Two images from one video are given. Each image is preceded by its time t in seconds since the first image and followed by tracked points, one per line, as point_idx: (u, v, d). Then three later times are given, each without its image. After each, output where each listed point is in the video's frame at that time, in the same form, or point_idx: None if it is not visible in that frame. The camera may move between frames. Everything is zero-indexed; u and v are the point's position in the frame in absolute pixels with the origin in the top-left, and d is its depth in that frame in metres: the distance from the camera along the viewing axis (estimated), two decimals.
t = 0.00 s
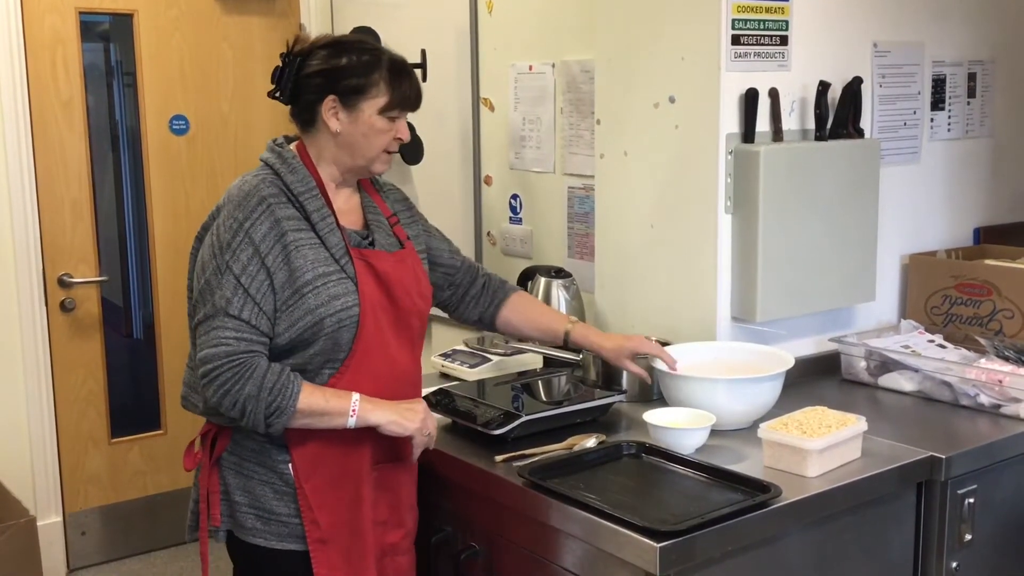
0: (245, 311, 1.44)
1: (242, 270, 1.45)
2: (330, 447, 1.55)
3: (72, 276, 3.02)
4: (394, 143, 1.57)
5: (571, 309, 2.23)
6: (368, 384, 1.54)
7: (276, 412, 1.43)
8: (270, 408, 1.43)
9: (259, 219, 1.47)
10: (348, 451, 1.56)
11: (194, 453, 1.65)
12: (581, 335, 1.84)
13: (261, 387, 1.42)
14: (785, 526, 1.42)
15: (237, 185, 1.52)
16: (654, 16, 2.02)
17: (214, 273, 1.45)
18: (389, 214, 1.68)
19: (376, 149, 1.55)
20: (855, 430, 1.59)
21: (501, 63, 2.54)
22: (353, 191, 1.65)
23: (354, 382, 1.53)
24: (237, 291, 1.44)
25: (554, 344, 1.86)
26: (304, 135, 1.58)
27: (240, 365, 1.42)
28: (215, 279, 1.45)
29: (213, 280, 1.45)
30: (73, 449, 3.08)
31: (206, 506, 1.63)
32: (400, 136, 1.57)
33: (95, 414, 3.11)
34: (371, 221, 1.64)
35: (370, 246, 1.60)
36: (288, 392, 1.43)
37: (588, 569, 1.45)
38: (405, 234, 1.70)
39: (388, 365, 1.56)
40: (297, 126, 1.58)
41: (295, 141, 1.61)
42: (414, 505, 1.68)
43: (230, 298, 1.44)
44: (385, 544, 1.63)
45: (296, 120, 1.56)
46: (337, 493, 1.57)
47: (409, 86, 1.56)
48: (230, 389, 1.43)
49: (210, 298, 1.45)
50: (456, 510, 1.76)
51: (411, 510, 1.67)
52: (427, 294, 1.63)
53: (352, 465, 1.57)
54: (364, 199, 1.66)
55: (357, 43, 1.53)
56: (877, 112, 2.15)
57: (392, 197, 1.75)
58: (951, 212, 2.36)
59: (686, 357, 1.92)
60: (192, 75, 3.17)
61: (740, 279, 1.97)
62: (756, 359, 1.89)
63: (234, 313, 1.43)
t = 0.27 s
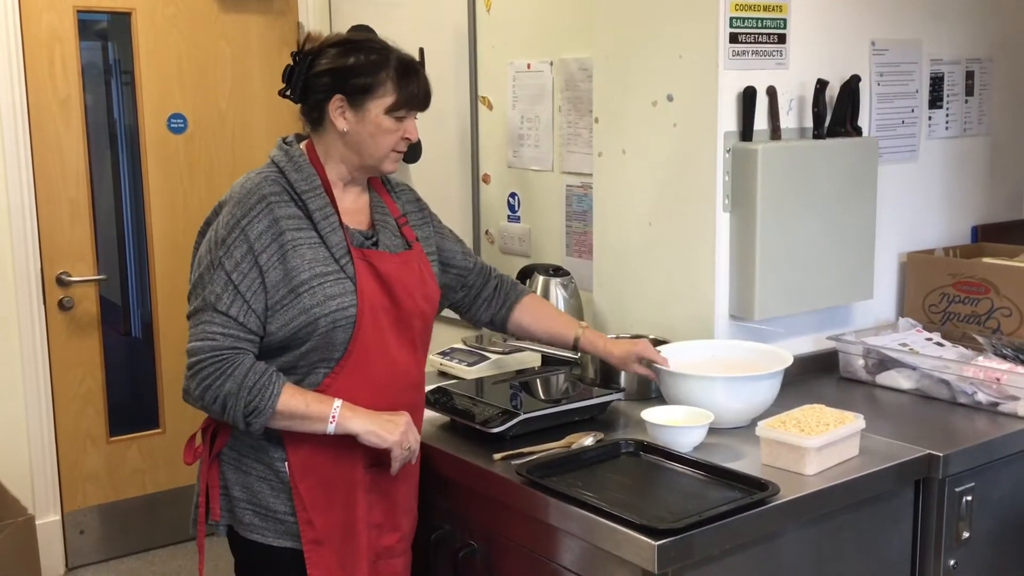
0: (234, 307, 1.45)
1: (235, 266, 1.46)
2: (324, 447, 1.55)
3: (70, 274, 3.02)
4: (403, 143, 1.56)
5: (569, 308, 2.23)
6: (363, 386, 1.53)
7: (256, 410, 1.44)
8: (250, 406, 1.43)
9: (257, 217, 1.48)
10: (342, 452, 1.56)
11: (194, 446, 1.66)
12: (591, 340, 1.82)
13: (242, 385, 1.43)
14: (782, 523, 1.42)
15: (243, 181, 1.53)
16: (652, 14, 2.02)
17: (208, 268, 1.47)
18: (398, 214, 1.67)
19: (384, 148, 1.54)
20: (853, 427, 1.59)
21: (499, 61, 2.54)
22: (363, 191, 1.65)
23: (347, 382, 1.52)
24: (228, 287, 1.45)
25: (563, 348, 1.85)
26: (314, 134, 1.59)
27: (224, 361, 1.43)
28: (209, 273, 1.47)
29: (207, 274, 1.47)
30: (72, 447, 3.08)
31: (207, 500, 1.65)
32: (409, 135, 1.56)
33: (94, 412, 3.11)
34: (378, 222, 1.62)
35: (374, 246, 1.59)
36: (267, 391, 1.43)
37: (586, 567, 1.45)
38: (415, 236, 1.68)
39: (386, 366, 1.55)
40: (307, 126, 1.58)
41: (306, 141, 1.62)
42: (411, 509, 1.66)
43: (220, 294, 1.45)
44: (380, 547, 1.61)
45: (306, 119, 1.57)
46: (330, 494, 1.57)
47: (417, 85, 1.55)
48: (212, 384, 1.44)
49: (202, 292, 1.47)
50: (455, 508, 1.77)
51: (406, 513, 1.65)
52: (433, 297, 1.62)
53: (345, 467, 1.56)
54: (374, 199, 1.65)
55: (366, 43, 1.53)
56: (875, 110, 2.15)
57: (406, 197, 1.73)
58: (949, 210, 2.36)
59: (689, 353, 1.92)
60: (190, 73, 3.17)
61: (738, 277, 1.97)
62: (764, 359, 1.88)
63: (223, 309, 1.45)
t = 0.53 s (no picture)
0: (236, 307, 1.45)
1: (236, 266, 1.45)
2: (325, 445, 1.55)
3: (67, 272, 3.02)
4: (400, 140, 1.56)
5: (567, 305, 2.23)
6: (365, 385, 1.53)
7: (260, 409, 1.43)
8: (254, 405, 1.43)
9: (257, 216, 1.47)
10: (344, 450, 1.55)
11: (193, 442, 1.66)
12: (592, 325, 1.80)
13: (246, 385, 1.43)
14: (780, 521, 1.42)
15: (241, 181, 1.53)
16: (649, 11, 2.02)
17: (209, 268, 1.46)
18: (397, 211, 1.66)
19: (380, 145, 1.54)
20: (850, 425, 1.59)
21: (496, 58, 2.54)
22: (362, 188, 1.64)
23: (349, 380, 1.52)
24: (230, 287, 1.45)
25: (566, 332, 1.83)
26: (311, 132, 1.58)
27: (227, 361, 1.43)
28: (210, 273, 1.46)
29: (208, 275, 1.46)
30: (68, 445, 3.08)
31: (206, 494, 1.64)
32: (405, 132, 1.56)
33: (90, 410, 3.10)
34: (377, 219, 1.62)
35: (373, 244, 1.58)
36: (271, 390, 1.43)
37: (583, 564, 1.45)
38: (415, 232, 1.68)
39: (388, 363, 1.54)
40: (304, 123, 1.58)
41: (304, 138, 1.62)
42: (413, 504, 1.66)
43: (221, 294, 1.44)
44: (384, 544, 1.61)
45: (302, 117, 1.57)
46: (332, 492, 1.56)
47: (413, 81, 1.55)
48: (216, 383, 1.44)
49: (203, 293, 1.46)
50: (453, 506, 1.76)
51: (409, 509, 1.65)
52: (433, 294, 1.61)
53: (346, 465, 1.56)
54: (373, 196, 1.65)
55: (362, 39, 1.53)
56: (873, 107, 2.15)
57: (404, 193, 1.72)
58: (946, 207, 2.36)
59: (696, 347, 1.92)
60: (187, 70, 3.16)
61: (735, 275, 1.97)
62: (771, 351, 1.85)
63: (224, 309, 1.44)
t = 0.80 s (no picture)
0: (226, 307, 1.44)
1: (225, 266, 1.45)
2: (319, 443, 1.54)
3: (63, 269, 3.01)
4: (387, 135, 1.55)
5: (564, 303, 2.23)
6: (357, 382, 1.53)
7: (251, 409, 1.43)
8: (245, 405, 1.43)
9: (245, 216, 1.47)
10: (338, 447, 1.55)
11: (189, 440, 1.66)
12: (590, 318, 1.78)
13: (237, 385, 1.42)
14: (777, 518, 1.43)
15: (229, 180, 1.52)
16: (646, 8, 2.02)
17: (199, 268, 1.46)
18: (388, 206, 1.66)
19: (366, 141, 1.53)
20: (846, 421, 1.59)
21: (493, 55, 2.54)
22: (353, 184, 1.64)
23: (341, 378, 1.52)
24: (219, 287, 1.44)
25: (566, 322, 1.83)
26: (300, 129, 1.58)
27: (218, 361, 1.43)
28: (199, 273, 1.46)
29: (197, 275, 1.46)
30: (64, 442, 3.08)
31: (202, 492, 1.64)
32: (392, 127, 1.55)
33: (86, 407, 3.10)
34: (368, 215, 1.61)
35: (364, 240, 1.58)
36: (263, 390, 1.43)
37: (580, 562, 1.45)
38: (406, 227, 1.68)
39: (380, 360, 1.54)
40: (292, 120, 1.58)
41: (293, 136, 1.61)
42: (410, 501, 1.66)
43: (211, 294, 1.44)
44: (381, 539, 1.61)
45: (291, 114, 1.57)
46: (327, 489, 1.56)
47: (400, 77, 1.54)
48: (207, 384, 1.44)
49: (193, 293, 1.46)
50: (449, 503, 1.76)
51: (406, 505, 1.65)
52: (425, 290, 1.61)
53: (340, 462, 1.55)
54: (364, 192, 1.64)
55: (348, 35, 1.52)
56: (870, 104, 2.15)
57: (395, 187, 1.72)
58: (943, 205, 2.36)
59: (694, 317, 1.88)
60: (183, 66, 3.15)
61: (731, 272, 1.97)
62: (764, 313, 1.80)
63: (214, 309, 1.44)
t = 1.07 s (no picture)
0: (212, 308, 1.44)
1: (210, 267, 1.45)
2: (309, 442, 1.54)
3: (60, 268, 3.00)
4: (358, 128, 1.53)
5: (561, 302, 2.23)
6: (346, 381, 1.52)
7: (239, 410, 1.43)
8: (233, 406, 1.43)
9: (229, 216, 1.47)
10: (328, 447, 1.55)
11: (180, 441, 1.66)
12: (589, 310, 1.79)
13: (224, 386, 1.42)
14: (774, 517, 1.43)
15: (215, 181, 1.52)
16: (643, 7, 2.02)
17: (185, 269, 1.46)
18: (377, 203, 1.65)
19: (335, 133, 1.52)
20: (844, 420, 1.59)
21: (490, 53, 2.53)
22: (340, 181, 1.64)
23: (331, 377, 1.51)
24: (204, 288, 1.44)
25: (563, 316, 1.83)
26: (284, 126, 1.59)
27: (205, 363, 1.43)
28: (185, 275, 1.46)
29: (183, 278, 1.46)
30: (61, 441, 3.07)
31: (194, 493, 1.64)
32: (362, 119, 1.53)
33: (83, 406, 3.09)
34: (357, 213, 1.61)
35: (352, 238, 1.57)
36: (249, 391, 1.42)
37: (578, 561, 1.45)
38: (397, 225, 1.67)
39: (369, 358, 1.54)
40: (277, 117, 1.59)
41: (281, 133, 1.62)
42: (403, 499, 1.66)
43: (196, 296, 1.44)
44: (374, 537, 1.62)
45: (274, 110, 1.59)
46: (318, 488, 1.56)
47: (371, 69, 1.52)
48: (195, 386, 1.44)
49: (179, 296, 1.46)
50: (445, 502, 1.76)
51: (399, 504, 1.65)
52: (413, 287, 1.61)
53: (331, 462, 1.55)
54: (352, 189, 1.64)
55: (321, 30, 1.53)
56: (867, 103, 2.15)
57: (384, 184, 1.71)
58: (940, 203, 2.36)
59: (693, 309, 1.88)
60: (180, 65, 3.15)
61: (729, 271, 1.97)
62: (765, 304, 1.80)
63: (200, 310, 1.44)
